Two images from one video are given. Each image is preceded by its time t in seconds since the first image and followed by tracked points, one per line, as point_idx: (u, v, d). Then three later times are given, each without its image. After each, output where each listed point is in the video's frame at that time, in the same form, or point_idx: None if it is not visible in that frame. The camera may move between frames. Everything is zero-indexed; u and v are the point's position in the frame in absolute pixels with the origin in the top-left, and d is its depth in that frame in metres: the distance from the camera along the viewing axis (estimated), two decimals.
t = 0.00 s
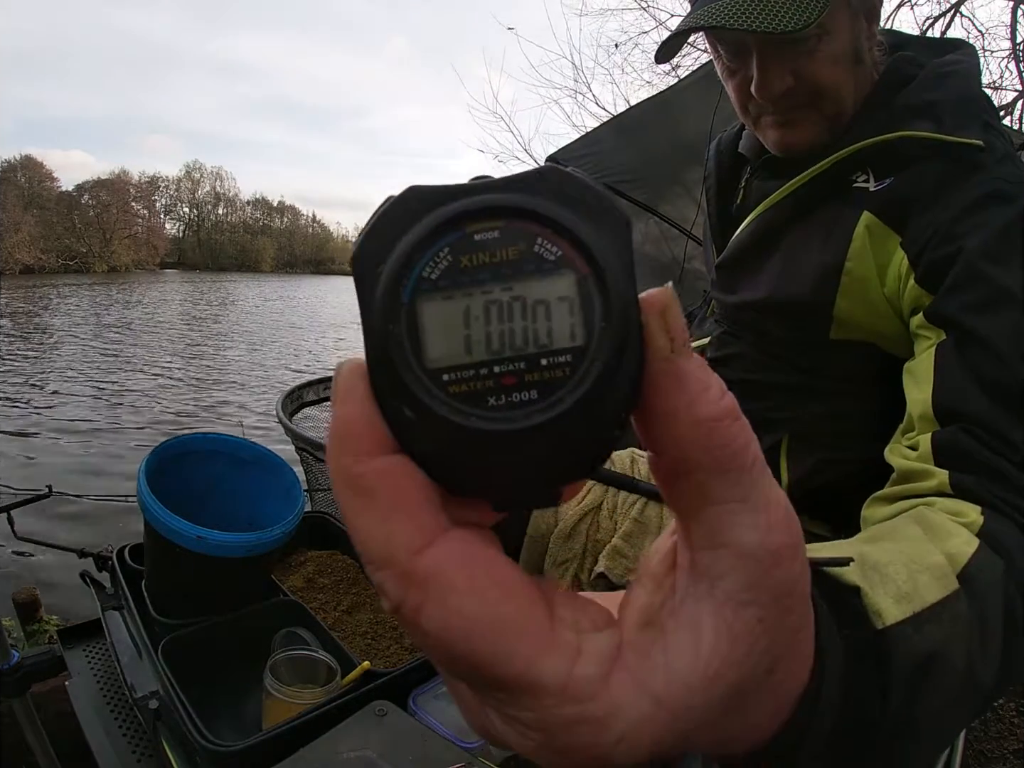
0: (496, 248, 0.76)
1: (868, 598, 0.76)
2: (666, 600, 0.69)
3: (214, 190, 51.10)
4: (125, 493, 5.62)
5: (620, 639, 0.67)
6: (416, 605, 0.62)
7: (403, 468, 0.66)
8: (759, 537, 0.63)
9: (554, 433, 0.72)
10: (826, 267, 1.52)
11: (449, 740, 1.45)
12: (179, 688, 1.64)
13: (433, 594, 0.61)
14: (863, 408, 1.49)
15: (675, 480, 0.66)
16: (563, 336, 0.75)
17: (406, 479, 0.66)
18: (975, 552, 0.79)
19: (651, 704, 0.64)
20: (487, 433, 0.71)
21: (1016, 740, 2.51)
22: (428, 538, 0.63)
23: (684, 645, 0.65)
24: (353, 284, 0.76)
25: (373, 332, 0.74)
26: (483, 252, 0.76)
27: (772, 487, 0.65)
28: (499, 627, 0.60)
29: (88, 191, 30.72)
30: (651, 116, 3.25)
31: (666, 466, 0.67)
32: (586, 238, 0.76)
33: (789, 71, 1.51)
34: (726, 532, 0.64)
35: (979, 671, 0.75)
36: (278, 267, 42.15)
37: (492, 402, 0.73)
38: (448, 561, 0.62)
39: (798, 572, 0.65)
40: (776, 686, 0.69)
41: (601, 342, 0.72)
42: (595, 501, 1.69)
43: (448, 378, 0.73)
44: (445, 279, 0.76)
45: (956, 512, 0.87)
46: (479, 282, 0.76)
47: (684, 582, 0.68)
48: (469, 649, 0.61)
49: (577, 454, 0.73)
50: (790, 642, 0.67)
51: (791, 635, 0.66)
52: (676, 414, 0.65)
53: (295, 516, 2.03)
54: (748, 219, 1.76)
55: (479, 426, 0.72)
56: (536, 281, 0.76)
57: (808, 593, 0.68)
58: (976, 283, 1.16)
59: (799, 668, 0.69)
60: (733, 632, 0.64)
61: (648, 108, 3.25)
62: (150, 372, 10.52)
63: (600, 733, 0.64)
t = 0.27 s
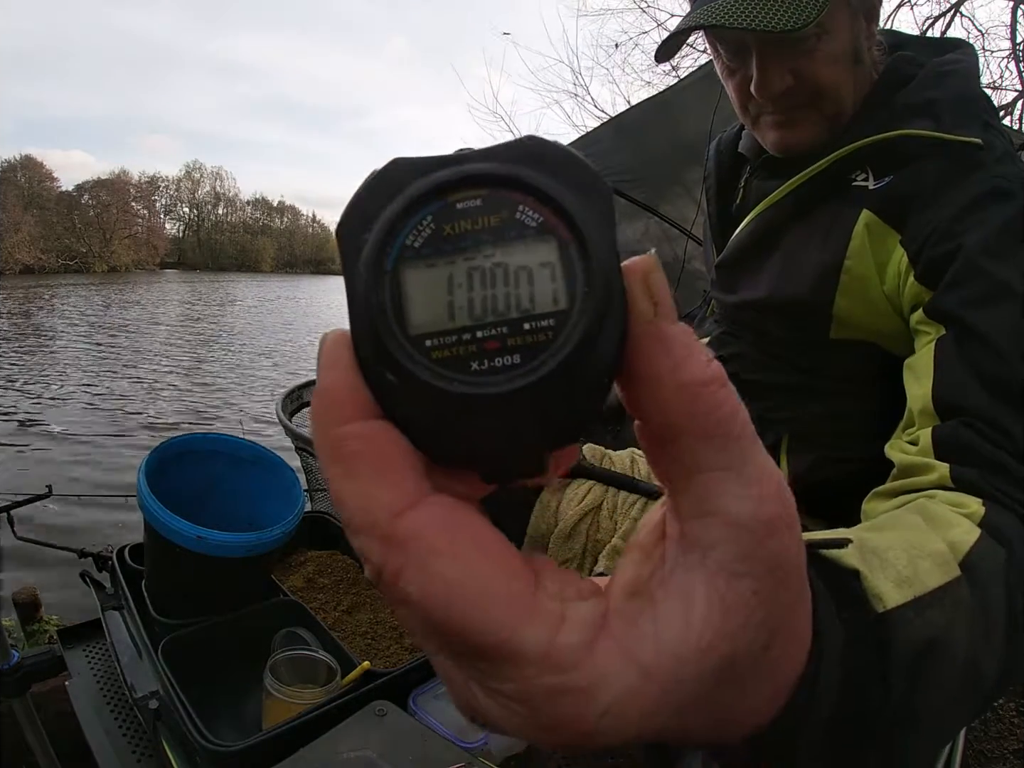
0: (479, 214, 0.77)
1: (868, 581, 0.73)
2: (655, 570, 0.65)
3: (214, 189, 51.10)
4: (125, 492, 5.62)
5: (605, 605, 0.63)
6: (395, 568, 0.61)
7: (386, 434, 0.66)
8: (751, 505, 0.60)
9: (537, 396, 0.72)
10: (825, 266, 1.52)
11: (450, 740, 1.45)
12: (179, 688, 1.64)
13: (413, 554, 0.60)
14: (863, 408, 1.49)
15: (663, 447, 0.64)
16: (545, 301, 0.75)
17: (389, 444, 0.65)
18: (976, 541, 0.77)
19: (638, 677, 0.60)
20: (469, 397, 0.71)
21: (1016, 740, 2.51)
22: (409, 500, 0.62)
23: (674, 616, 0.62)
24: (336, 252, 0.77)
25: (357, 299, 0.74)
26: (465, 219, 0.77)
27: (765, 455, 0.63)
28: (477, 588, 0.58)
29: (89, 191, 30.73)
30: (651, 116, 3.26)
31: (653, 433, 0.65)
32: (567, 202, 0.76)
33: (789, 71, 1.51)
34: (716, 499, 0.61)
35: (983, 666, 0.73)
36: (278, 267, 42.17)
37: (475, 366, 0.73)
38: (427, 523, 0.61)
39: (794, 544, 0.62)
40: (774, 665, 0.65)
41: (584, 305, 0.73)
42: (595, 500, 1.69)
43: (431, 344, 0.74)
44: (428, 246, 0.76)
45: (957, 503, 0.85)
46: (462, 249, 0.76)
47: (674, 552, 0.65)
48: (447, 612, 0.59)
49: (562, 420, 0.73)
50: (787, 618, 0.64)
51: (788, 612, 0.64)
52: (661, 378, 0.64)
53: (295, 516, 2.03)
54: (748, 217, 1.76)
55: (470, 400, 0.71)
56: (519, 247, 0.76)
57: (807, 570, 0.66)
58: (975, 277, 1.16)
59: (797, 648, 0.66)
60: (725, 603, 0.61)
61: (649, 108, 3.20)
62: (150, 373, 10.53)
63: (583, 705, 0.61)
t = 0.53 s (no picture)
0: (468, 203, 0.77)
1: (869, 574, 0.74)
2: (646, 547, 0.65)
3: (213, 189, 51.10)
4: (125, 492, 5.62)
5: (593, 582, 0.63)
6: (383, 539, 0.61)
7: (377, 411, 0.67)
8: (742, 480, 0.60)
9: (526, 376, 0.71)
10: (825, 266, 1.52)
11: (450, 740, 1.46)
12: (179, 688, 1.64)
13: (400, 524, 0.60)
14: (863, 407, 1.49)
15: (653, 424, 0.64)
16: (533, 282, 0.74)
17: (380, 421, 0.66)
18: (979, 534, 0.78)
19: (627, 653, 0.60)
20: (458, 376, 0.71)
21: (1016, 740, 2.50)
22: (399, 474, 0.63)
23: (665, 592, 0.61)
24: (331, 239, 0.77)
25: (350, 283, 0.74)
26: (456, 206, 0.76)
27: (757, 433, 0.63)
28: (467, 556, 0.59)
29: (89, 191, 30.73)
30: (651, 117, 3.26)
31: (644, 412, 0.64)
32: (554, 189, 0.76)
33: (788, 70, 1.51)
34: (708, 476, 0.61)
35: (985, 663, 0.73)
36: (278, 267, 42.17)
37: (464, 345, 0.72)
38: (415, 495, 0.61)
39: (786, 522, 0.62)
40: (768, 649, 0.64)
41: (572, 284, 0.72)
42: (595, 500, 1.68)
43: (422, 325, 0.73)
44: (420, 232, 0.76)
45: (959, 498, 0.85)
46: (453, 234, 0.76)
47: (665, 530, 0.64)
48: (434, 582, 0.59)
49: (549, 404, 0.73)
50: (780, 599, 0.63)
51: (782, 594, 0.63)
52: (649, 354, 0.64)
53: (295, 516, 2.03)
54: (749, 216, 1.76)
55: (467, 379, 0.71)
56: (508, 232, 0.76)
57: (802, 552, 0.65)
58: (975, 274, 1.16)
59: (791, 632, 0.66)
60: (715, 579, 0.60)
61: (649, 106, 3.19)
62: (150, 373, 10.54)
63: (572, 680, 0.61)
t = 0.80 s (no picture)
0: (451, 210, 0.77)
1: (865, 574, 0.74)
2: (634, 551, 0.64)
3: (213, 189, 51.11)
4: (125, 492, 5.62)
5: (580, 587, 0.62)
6: (367, 546, 0.61)
7: (362, 416, 0.66)
8: (731, 483, 0.60)
9: (511, 380, 0.71)
10: (824, 266, 1.52)
11: (450, 740, 1.46)
12: (179, 688, 1.64)
13: (384, 530, 0.60)
14: (863, 408, 1.49)
15: (641, 426, 0.64)
16: (518, 287, 0.74)
17: (365, 426, 0.66)
18: (979, 533, 0.78)
19: (612, 658, 0.59)
20: (445, 381, 0.71)
21: (1016, 740, 2.50)
22: (384, 479, 0.62)
23: (653, 596, 0.60)
24: (320, 247, 0.78)
25: (336, 290, 0.74)
26: (440, 214, 0.77)
27: (746, 434, 0.63)
28: (452, 563, 0.59)
29: (89, 191, 30.73)
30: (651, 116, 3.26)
31: (633, 415, 0.65)
32: (536, 193, 0.76)
33: (787, 70, 1.52)
34: (696, 478, 0.61)
35: (984, 663, 0.73)
36: (278, 267, 42.17)
37: (449, 350, 0.72)
38: (400, 499, 0.61)
39: (776, 524, 0.62)
40: (757, 652, 0.64)
41: (555, 288, 0.72)
42: (595, 500, 1.68)
43: (407, 330, 0.73)
44: (406, 239, 0.77)
45: (959, 498, 0.85)
46: (437, 241, 0.77)
47: (654, 534, 0.63)
48: (418, 588, 0.59)
49: (538, 408, 0.72)
50: (769, 602, 0.63)
51: (771, 598, 0.63)
52: (636, 356, 0.64)
53: (295, 516, 2.03)
54: (748, 216, 1.76)
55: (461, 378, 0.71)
56: (492, 237, 0.76)
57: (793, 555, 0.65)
58: (974, 274, 1.16)
59: (782, 636, 0.65)
60: (702, 582, 0.60)
61: (649, 106, 3.19)
62: (150, 372, 10.53)
63: (557, 686, 0.60)
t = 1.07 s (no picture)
0: (444, 209, 0.77)
1: (864, 576, 0.74)
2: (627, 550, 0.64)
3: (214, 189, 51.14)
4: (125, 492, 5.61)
5: (572, 586, 0.62)
6: (357, 544, 0.60)
7: (354, 415, 0.66)
8: (725, 481, 0.60)
9: (504, 378, 0.71)
10: (824, 265, 1.52)
11: (449, 740, 1.46)
12: (179, 688, 1.64)
13: (376, 529, 0.59)
14: (863, 407, 1.49)
15: (634, 425, 0.64)
16: (510, 285, 0.74)
17: (357, 425, 0.66)
18: (978, 533, 0.78)
19: (605, 658, 0.59)
20: (438, 379, 0.71)
21: (1016, 741, 2.50)
22: (375, 478, 0.62)
23: (647, 596, 0.60)
24: (310, 245, 0.77)
25: (328, 289, 0.74)
26: (432, 213, 0.77)
27: (741, 433, 0.63)
28: (443, 562, 0.58)
29: (89, 191, 30.73)
30: (650, 117, 3.25)
31: (626, 412, 0.65)
32: (529, 191, 0.76)
33: (786, 69, 1.51)
34: (690, 477, 0.61)
35: (983, 664, 0.73)
36: (278, 267, 42.16)
37: (442, 349, 0.72)
38: (391, 498, 0.60)
39: (771, 523, 0.62)
40: (751, 652, 0.64)
41: (548, 287, 0.72)
42: (595, 500, 1.68)
43: (400, 329, 0.73)
44: (399, 237, 0.77)
45: (958, 496, 0.85)
46: (430, 239, 0.77)
47: (648, 533, 0.63)
48: (409, 588, 0.58)
49: (531, 407, 0.72)
50: (763, 601, 0.63)
51: (765, 597, 0.63)
52: (629, 354, 0.64)
53: (295, 516, 2.03)
54: (747, 216, 1.76)
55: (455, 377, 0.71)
56: (485, 236, 0.76)
57: (788, 554, 0.65)
58: (974, 273, 1.16)
59: (776, 637, 0.65)
60: (694, 581, 0.60)
61: (649, 106, 3.19)
62: (150, 372, 10.53)
63: (549, 687, 0.60)
